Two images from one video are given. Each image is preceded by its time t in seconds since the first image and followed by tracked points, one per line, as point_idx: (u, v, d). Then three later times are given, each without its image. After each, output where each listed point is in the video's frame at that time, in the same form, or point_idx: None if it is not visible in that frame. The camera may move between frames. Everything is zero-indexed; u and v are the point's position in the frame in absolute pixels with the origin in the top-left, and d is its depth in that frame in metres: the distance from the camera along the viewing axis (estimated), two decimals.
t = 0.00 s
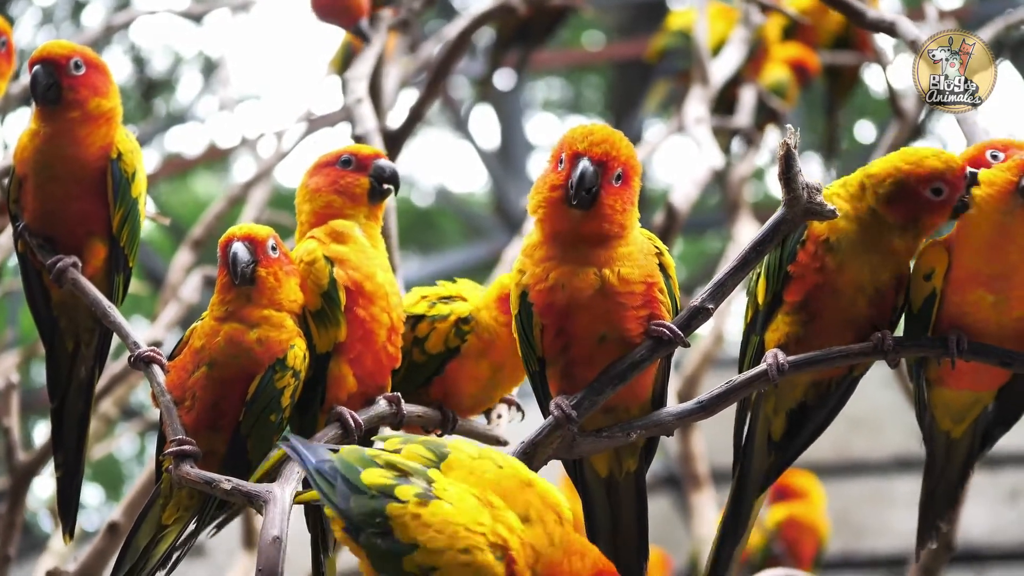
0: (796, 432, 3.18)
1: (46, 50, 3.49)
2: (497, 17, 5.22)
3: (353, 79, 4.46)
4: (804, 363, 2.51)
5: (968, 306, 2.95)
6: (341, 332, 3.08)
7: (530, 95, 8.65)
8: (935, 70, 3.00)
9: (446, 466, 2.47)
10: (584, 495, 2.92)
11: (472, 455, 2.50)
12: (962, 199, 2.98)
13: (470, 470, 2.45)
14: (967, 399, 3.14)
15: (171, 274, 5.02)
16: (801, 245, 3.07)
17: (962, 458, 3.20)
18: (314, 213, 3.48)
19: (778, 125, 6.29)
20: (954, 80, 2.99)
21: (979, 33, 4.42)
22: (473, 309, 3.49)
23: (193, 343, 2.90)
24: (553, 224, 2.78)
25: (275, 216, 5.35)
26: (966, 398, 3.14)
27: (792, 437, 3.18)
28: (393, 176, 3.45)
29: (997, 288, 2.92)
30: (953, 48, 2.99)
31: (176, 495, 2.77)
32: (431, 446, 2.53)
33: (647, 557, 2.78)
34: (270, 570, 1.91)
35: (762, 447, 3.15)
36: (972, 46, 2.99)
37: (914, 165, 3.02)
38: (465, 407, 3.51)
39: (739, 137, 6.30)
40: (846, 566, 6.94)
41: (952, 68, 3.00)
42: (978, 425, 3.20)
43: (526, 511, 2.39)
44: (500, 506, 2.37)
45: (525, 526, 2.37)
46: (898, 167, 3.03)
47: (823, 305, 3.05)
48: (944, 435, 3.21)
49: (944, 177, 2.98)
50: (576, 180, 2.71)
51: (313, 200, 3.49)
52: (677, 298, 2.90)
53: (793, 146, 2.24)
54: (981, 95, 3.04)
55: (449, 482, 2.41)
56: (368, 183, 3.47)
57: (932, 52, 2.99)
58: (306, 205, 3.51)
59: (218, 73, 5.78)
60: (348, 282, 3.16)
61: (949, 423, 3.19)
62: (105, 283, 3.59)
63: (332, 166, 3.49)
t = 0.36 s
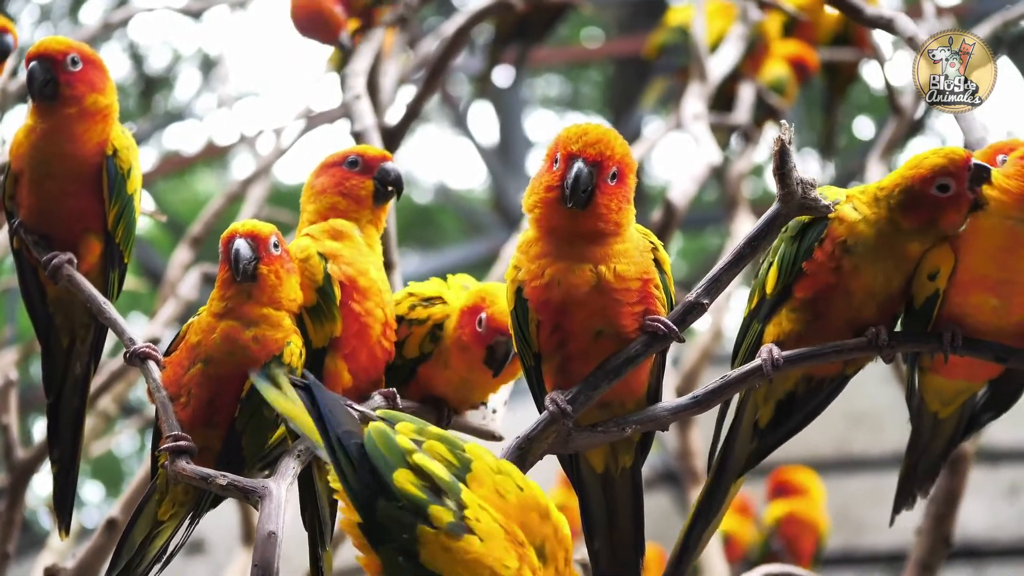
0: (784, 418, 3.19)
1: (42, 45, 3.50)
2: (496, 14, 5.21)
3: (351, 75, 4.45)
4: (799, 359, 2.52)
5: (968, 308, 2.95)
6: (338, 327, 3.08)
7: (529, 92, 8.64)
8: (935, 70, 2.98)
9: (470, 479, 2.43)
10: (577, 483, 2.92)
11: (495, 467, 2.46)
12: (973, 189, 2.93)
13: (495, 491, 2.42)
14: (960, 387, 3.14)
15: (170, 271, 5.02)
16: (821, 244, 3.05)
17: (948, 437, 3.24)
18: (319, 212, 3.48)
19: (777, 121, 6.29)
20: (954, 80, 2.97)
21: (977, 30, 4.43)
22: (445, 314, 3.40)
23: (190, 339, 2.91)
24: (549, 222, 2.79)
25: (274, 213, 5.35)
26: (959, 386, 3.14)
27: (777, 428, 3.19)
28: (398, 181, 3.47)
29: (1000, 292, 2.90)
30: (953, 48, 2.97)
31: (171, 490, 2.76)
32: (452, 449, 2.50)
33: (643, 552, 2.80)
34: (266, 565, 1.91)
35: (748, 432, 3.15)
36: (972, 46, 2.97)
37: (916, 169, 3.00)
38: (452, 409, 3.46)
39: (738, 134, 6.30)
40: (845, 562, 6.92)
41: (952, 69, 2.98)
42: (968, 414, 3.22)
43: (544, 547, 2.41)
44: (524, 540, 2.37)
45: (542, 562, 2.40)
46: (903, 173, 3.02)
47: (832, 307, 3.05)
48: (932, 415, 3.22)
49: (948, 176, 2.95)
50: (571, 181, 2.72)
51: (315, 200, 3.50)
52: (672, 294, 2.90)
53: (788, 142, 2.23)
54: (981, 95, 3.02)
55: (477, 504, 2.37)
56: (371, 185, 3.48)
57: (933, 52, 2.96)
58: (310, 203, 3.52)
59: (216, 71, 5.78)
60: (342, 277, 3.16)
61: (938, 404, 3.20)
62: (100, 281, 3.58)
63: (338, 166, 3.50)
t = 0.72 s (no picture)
0: (784, 406, 3.19)
1: (39, 41, 3.49)
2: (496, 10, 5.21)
3: (351, 71, 4.45)
4: (799, 352, 2.51)
5: (964, 304, 2.94)
6: (336, 322, 3.09)
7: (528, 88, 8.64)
8: (935, 70, 2.92)
9: (482, 525, 2.23)
10: (576, 473, 2.94)
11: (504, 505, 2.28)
12: (966, 175, 2.92)
13: (506, 533, 2.25)
14: (963, 378, 3.14)
15: (171, 268, 5.02)
16: (822, 241, 3.05)
17: (952, 431, 3.23)
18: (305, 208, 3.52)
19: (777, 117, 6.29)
20: (954, 80, 2.91)
21: (976, 26, 4.43)
22: (440, 312, 3.37)
23: (186, 334, 2.91)
24: (551, 216, 2.78)
25: (274, 210, 5.35)
26: (962, 378, 3.13)
27: (777, 416, 3.19)
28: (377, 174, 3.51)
29: (994, 288, 2.89)
30: (953, 48, 2.92)
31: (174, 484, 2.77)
32: (462, 488, 2.26)
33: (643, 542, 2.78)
34: (267, 561, 1.92)
35: (749, 419, 3.17)
36: (972, 47, 2.93)
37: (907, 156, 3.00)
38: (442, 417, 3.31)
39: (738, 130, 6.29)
40: (846, 557, 6.96)
41: (953, 69, 2.92)
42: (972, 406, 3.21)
43: None
44: None
45: None
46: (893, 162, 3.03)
47: (835, 301, 3.04)
48: (937, 408, 3.22)
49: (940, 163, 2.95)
50: (573, 177, 2.72)
51: (298, 196, 3.54)
52: (673, 290, 2.91)
53: (787, 134, 2.25)
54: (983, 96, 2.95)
55: (487, 557, 2.20)
56: (353, 180, 3.52)
57: (933, 51, 2.91)
58: (294, 201, 3.56)
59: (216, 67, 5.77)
60: (339, 270, 3.16)
61: (941, 397, 3.20)
62: (99, 276, 3.58)
63: (319, 162, 3.55)
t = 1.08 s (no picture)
0: (790, 398, 3.19)
1: (42, 33, 3.48)
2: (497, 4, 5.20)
3: (353, 66, 4.44)
4: (806, 350, 2.52)
5: (972, 306, 2.91)
6: (342, 322, 3.07)
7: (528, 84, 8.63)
8: (935, 70, 2.91)
9: None
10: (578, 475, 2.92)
11: None
12: (969, 171, 2.87)
13: None
14: (978, 376, 3.12)
15: (171, 263, 5.01)
16: (834, 241, 3.06)
17: (973, 431, 3.23)
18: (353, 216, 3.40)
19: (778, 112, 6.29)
20: (954, 79, 2.89)
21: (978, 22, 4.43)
22: (471, 339, 3.30)
23: (193, 328, 2.92)
24: (563, 212, 2.78)
25: (274, 205, 5.35)
26: (977, 376, 3.12)
27: (784, 405, 3.19)
28: (430, 192, 3.46)
29: (1003, 288, 2.87)
30: (954, 48, 2.90)
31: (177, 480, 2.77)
32: None
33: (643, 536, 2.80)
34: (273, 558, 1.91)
35: (753, 413, 3.17)
36: (972, 47, 2.91)
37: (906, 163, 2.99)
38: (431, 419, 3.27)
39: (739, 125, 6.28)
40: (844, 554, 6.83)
41: (953, 69, 2.90)
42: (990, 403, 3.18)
43: None
44: None
45: None
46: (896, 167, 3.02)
47: (844, 300, 3.06)
48: (957, 408, 3.22)
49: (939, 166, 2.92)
50: (586, 173, 2.70)
51: (349, 199, 3.44)
52: (682, 288, 2.91)
53: (796, 133, 2.23)
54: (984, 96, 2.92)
55: None
56: (405, 193, 3.46)
57: (932, 52, 2.90)
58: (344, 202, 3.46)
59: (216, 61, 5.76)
60: (351, 274, 3.17)
61: (959, 396, 3.19)
62: (105, 270, 3.58)
63: (374, 168, 3.47)
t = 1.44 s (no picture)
0: (797, 394, 3.20)
1: (51, 37, 3.50)
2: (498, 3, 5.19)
3: (354, 65, 4.44)
4: (810, 348, 2.51)
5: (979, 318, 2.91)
6: (348, 324, 3.10)
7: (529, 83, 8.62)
8: (934, 71, 2.90)
9: None
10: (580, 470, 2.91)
11: None
12: (989, 207, 2.88)
13: None
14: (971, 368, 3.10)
15: (172, 263, 5.01)
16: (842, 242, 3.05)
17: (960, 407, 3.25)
18: (382, 241, 3.28)
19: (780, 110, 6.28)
20: (954, 80, 2.89)
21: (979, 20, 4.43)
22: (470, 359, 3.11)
23: (202, 329, 2.92)
24: (568, 211, 2.78)
25: (276, 205, 5.35)
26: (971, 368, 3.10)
27: (793, 398, 3.20)
28: (467, 225, 3.33)
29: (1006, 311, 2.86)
30: (953, 48, 2.90)
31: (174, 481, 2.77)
32: None
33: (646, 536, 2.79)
34: (276, 558, 1.90)
35: (759, 409, 3.17)
36: (972, 47, 2.90)
37: (934, 169, 2.94)
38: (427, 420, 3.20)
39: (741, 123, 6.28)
40: (847, 552, 6.88)
41: (952, 69, 2.90)
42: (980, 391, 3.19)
43: None
44: None
45: None
46: (920, 169, 2.97)
47: (851, 300, 3.05)
48: (942, 387, 3.21)
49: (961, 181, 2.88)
50: (591, 171, 2.71)
51: (384, 224, 3.32)
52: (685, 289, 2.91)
53: (798, 132, 2.23)
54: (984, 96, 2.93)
55: None
56: (441, 225, 3.32)
57: (931, 52, 2.89)
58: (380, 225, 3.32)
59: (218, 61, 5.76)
60: (366, 278, 3.19)
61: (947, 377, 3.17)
62: (108, 271, 3.59)
63: (415, 195, 3.34)
